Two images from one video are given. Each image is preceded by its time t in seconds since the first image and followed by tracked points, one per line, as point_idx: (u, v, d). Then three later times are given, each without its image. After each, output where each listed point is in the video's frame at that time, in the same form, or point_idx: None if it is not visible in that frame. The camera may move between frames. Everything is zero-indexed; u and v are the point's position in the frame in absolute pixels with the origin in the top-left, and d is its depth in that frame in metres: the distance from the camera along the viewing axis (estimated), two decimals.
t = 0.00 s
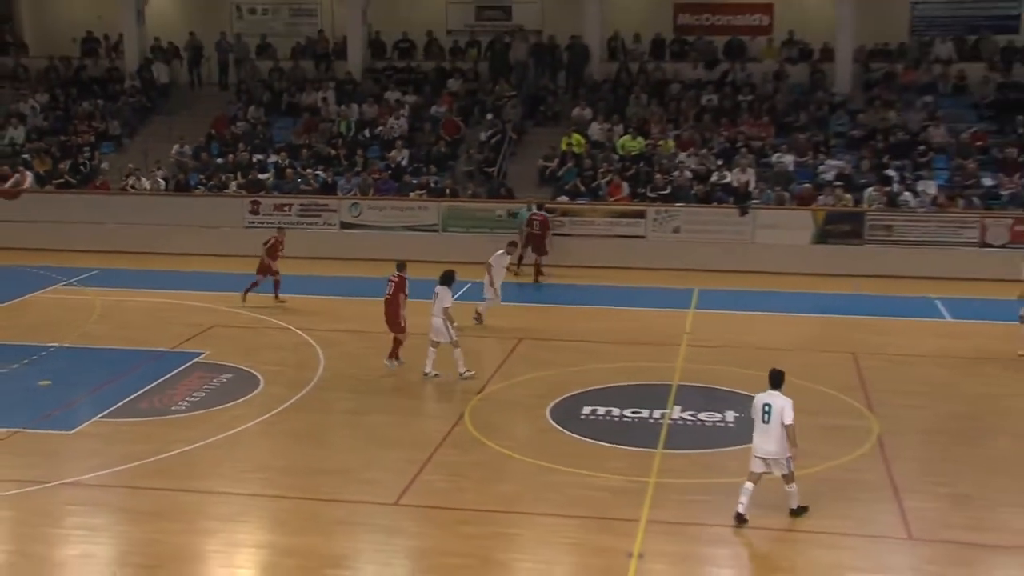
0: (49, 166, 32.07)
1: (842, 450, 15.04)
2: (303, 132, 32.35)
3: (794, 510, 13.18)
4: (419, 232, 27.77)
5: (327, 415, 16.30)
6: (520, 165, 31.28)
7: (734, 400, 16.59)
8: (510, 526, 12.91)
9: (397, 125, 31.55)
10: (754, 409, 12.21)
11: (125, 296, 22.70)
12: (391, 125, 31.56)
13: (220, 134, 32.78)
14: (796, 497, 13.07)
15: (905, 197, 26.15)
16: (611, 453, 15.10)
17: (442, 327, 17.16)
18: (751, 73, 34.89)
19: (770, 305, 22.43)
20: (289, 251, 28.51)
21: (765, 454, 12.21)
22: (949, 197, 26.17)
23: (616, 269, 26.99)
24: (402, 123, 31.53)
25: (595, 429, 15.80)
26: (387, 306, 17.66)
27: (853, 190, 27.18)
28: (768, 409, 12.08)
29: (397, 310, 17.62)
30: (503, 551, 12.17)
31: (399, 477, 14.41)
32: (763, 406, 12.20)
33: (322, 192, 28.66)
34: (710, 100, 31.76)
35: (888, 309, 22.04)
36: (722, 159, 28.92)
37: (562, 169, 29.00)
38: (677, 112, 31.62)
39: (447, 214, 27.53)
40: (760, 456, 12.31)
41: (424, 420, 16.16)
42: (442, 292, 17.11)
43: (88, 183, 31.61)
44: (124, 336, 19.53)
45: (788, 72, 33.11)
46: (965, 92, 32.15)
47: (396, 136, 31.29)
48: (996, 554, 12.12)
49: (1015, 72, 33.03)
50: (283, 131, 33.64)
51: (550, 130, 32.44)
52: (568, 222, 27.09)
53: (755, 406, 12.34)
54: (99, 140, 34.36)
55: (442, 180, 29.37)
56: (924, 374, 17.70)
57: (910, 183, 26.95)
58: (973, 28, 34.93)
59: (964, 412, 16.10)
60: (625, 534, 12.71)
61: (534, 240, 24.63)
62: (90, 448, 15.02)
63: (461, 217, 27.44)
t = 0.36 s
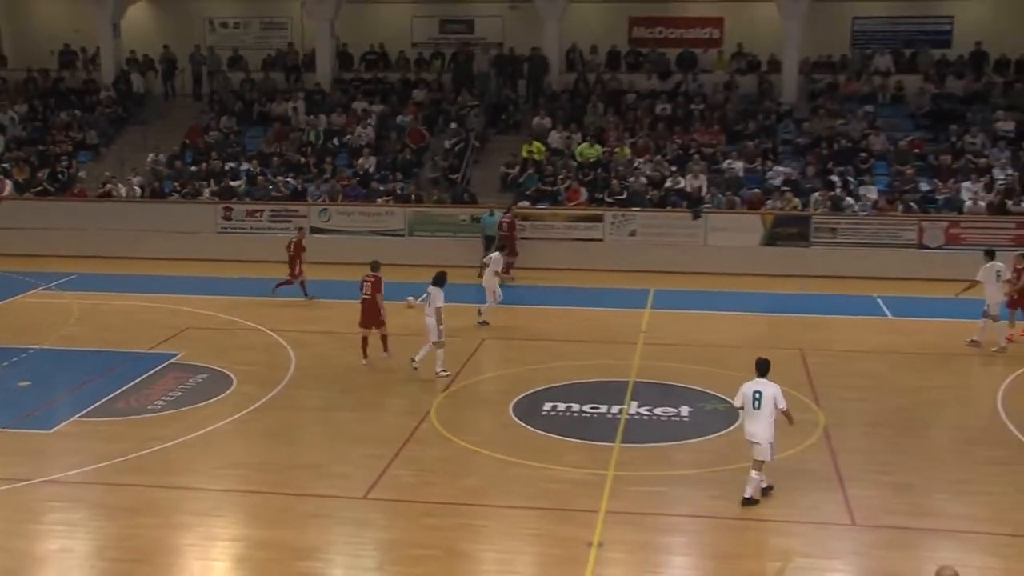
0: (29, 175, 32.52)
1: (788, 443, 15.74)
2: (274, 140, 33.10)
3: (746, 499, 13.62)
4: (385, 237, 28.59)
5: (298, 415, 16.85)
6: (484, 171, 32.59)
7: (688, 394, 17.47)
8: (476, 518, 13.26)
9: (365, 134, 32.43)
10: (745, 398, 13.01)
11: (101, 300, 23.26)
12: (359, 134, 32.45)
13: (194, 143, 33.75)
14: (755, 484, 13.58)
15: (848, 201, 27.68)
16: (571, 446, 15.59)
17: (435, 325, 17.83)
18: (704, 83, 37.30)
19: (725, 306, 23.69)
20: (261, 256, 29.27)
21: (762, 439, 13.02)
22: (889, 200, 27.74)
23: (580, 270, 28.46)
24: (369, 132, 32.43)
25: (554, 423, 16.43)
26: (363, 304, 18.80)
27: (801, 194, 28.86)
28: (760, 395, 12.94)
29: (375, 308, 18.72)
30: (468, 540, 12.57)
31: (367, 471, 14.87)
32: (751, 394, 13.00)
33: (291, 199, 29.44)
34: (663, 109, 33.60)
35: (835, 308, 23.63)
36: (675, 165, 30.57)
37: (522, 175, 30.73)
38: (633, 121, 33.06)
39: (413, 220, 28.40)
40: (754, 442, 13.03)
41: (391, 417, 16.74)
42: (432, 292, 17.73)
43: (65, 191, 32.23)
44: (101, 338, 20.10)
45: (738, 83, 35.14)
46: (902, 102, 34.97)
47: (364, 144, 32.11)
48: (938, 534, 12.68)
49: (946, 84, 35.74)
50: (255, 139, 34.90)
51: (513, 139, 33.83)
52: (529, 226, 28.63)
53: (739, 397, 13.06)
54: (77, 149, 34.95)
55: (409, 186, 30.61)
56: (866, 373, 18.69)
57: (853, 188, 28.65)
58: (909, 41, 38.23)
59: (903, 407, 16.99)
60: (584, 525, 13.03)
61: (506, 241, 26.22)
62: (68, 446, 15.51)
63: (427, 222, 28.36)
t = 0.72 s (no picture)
0: None
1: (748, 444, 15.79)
2: (233, 148, 33.08)
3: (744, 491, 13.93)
4: (346, 244, 28.79)
5: (259, 423, 16.70)
6: (444, 178, 32.68)
7: (648, 399, 17.55)
8: (436, 526, 13.16)
9: (323, 141, 32.46)
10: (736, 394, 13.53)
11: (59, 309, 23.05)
12: (317, 141, 32.49)
13: (151, 150, 33.72)
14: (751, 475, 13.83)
15: (806, 206, 28.17)
16: (532, 452, 15.56)
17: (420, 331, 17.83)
18: (661, 89, 37.80)
19: (685, 313, 23.75)
20: (220, 263, 29.31)
21: (752, 434, 13.42)
22: (846, 205, 28.43)
23: (539, 276, 28.65)
24: (328, 139, 32.44)
25: (515, 429, 16.43)
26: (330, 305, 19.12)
27: (758, 199, 29.21)
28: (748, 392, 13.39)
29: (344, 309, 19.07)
30: (429, 548, 12.48)
31: (328, 479, 14.74)
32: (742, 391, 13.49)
33: (249, 206, 29.65)
34: (622, 116, 33.77)
35: (793, 312, 23.84)
36: (634, 172, 30.75)
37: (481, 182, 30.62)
38: (592, 127, 33.08)
39: (373, 226, 28.63)
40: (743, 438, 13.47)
41: (353, 424, 16.65)
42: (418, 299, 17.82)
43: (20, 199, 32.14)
44: (58, 348, 19.89)
45: (695, 89, 35.56)
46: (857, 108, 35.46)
47: (323, 151, 32.15)
48: (896, 535, 12.76)
49: (899, 90, 36.57)
50: (212, 146, 34.89)
51: (472, 146, 34.01)
52: (490, 233, 28.53)
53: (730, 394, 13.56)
54: (31, 156, 34.93)
55: (369, 194, 30.64)
56: (824, 377, 18.87)
57: (810, 193, 28.98)
58: (864, 48, 38.59)
59: (859, 409, 17.16)
60: (544, 531, 12.99)
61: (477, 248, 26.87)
62: (24, 457, 15.29)
63: (387, 229, 28.63)
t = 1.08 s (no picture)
0: None
1: (721, 442, 15.84)
2: (203, 148, 33.02)
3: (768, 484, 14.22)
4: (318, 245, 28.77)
5: (231, 425, 16.59)
6: (417, 179, 32.71)
7: (621, 399, 17.61)
8: (410, 526, 13.10)
9: (295, 142, 32.47)
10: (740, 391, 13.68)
11: (29, 311, 22.89)
12: (289, 142, 32.52)
13: (120, 151, 33.67)
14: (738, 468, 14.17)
15: (777, 206, 28.35)
16: (505, 452, 15.55)
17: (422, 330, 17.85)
18: (633, 89, 37.99)
19: (657, 312, 23.84)
20: (190, 264, 29.18)
21: (757, 431, 13.61)
22: (817, 204, 28.60)
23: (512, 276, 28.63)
24: (299, 140, 32.44)
25: (488, 429, 16.42)
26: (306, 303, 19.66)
27: (731, 199, 29.49)
28: (754, 389, 13.54)
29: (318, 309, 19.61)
30: (402, 549, 12.42)
31: (301, 481, 14.65)
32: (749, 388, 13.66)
33: (221, 207, 29.58)
34: (594, 115, 33.82)
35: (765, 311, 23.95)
36: (606, 172, 30.84)
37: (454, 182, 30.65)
38: (564, 127, 33.13)
39: (345, 227, 28.62)
40: (748, 434, 13.69)
41: (325, 425, 16.58)
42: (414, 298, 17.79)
43: None
44: (28, 351, 19.73)
45: (667, 89, 35.73)
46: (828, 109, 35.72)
47: (294, 152, 32.15)
48: (869, 533, 12.80)
49: (869, 90, 36.92)
50: (183, 146, 34.85)
51: (445, 146, 34.06)
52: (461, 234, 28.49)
53: (737, 390, 13.75)
54: None
55: (341, 195, 30.63)
56: (796, 375, 18.99)
57: (782, 193, 29.16)
58: (834, 49, 38.82)
59: (831, 408, 17.26)
60: (518, 531, 12.96)
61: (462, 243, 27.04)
62: None
63: (359, 229, 28.62)
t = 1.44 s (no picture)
0: None
1: (692, 441, 15.85)
2: (171, 150, 32.94)
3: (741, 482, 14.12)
4: (289, 246, 28.73)
5: (202, 429, 16.42)
6: (387, 179, 32.70)
7: (593, 399, 17.64)
8: (382, 528, 12.93)
9: (264, 143, 32.50)
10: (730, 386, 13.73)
11: None
12: (259, 143, 32.53)
13: (86, 153, 33.57)
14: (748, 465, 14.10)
15: (745, 205, 28.57)
16: (477, 453, 15.46)
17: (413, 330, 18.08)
18: (603, 89, 38.12)
19: (626, 312, 24.00)
20: (159, 266, 29.08)
21: (748, 426, 13.70)
22: (787, 203, 28.84)
23: (482, 276, 28.63)
24: (268, 141, 32.45)
25: (458, 430, 16.37)
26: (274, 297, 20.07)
27: (700, 199, 29.63)
28: (745, 384, 13.64)
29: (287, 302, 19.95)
30: (374, 551, 12.25)
31: (272, 483, 14.47)
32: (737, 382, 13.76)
33: (190, 208, 29.50)
34: (564, 116, 33.91)
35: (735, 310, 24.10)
36: (576, 173, 30.95)
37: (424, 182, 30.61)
38: (534, 127, 33.21)
39: (315, 228, 28.58)
40: (739, 429, 13.74)
41: (295, 427, 16.49)
42: (408, 297, 18.08)
43: None
44: None
45: (637, 89, 35.88)
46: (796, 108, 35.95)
47: (264, 153, 32.17)
48: (842, 532, 12.77)
49: (837, 90, 37.19)
50: (150, 147, 34.78)
51: (415, 147, 34.05)
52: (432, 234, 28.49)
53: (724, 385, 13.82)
54: None
55: (311, 196, 30.60)
56: (767, 375, 19.05)
57: (750, 194, 29.35)
58: (802, 49, 39.04)
59: (801, 407, 17.32)
60: (490, 531, 12.82)
61: (441, 243, 27.01)
62: None
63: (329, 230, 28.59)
